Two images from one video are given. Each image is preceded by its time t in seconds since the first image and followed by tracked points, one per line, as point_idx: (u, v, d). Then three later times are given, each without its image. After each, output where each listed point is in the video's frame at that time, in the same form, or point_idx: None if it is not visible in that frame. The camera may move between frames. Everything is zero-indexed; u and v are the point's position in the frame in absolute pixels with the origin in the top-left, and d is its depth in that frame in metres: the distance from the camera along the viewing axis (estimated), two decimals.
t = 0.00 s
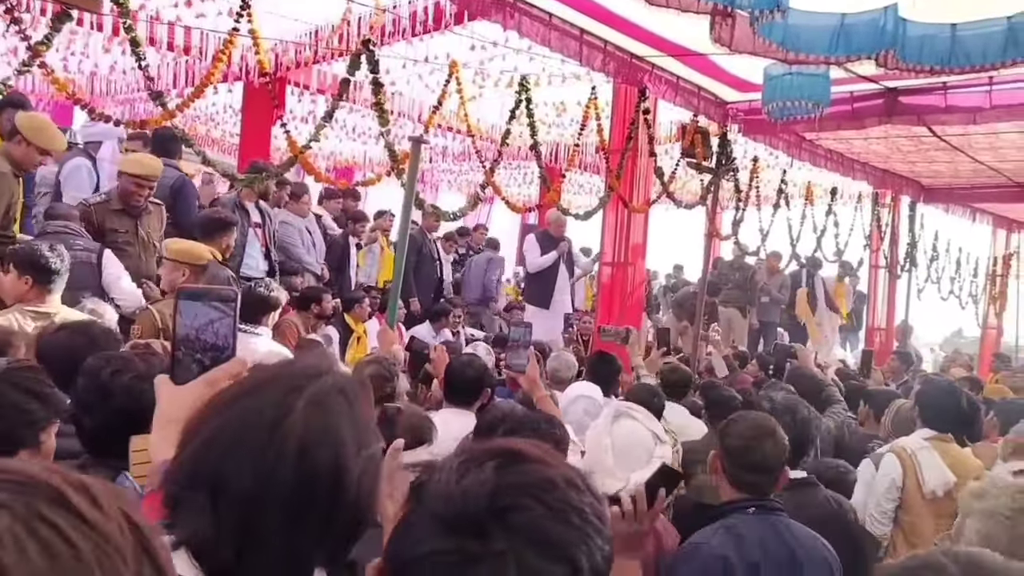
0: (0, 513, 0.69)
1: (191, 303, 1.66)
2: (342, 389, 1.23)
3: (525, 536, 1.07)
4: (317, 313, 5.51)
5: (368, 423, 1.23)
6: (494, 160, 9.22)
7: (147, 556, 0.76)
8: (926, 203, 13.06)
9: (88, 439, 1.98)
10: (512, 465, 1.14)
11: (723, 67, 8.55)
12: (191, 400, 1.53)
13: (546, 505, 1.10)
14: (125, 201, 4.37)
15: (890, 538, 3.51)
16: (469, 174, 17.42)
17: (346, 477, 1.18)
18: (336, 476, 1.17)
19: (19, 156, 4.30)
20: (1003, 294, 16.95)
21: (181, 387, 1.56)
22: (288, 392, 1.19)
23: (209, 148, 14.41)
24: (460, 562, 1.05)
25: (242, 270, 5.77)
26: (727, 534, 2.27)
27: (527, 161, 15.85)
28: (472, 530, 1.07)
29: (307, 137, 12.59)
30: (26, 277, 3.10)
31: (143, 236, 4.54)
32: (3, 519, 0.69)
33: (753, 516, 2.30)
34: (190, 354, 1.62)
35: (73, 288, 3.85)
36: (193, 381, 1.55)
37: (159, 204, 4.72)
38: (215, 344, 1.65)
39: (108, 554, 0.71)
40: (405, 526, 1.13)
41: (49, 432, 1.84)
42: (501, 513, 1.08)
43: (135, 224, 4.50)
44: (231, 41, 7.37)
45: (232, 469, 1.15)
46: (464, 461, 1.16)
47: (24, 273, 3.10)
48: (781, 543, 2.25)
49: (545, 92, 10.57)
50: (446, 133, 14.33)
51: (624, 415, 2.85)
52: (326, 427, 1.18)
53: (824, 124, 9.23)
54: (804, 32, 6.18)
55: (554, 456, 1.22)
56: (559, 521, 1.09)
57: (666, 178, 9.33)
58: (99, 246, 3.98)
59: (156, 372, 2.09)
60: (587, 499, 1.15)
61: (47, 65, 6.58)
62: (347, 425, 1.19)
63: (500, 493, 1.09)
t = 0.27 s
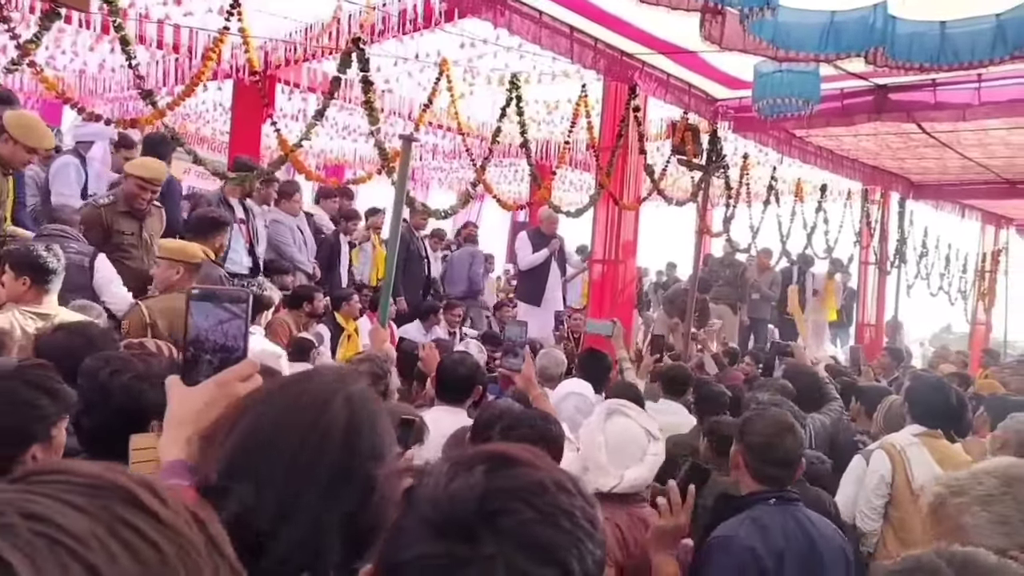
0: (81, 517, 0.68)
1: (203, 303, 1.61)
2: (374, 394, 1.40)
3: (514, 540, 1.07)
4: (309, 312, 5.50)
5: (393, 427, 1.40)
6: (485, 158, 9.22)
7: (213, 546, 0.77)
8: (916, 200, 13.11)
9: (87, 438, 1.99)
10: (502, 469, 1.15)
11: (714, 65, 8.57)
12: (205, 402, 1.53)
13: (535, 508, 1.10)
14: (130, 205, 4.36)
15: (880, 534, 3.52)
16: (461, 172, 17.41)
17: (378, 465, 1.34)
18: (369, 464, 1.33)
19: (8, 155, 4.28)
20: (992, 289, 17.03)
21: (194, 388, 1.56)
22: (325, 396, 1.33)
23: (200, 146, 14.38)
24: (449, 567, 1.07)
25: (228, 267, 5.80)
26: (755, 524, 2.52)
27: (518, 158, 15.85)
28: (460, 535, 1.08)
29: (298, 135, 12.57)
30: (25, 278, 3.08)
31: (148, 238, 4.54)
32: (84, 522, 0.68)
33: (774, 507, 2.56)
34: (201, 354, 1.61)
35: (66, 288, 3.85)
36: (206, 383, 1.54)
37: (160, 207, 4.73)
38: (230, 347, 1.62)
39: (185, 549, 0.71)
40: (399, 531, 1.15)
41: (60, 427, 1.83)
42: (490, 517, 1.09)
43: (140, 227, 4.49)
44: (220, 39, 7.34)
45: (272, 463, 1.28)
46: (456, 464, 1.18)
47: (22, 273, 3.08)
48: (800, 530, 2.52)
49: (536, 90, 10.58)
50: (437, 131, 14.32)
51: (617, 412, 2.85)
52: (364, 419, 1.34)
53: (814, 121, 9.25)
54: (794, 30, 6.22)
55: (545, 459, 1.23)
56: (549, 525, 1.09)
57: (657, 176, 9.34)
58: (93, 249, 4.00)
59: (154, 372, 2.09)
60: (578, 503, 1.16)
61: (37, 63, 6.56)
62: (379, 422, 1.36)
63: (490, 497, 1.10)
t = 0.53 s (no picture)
0: (87, 510, 0.67)
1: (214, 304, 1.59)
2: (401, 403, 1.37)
3: (542, 543, 1.13)
4: (308, 310, 5.46)
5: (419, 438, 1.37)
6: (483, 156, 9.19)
7: (221, 539, 0.75)
8: (914, 197, 13.10)
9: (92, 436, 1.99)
10: (530, 471, 1.21)
11: (713, 62, 8.55)
12: (218, 404, 1.52)
13: (563, 511, 1.16)
14: (133, 204, 4.36)
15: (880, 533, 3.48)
16: (458, 170, 17.39)
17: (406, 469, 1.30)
18: (397, 468, 1.29)
19: (5, 153, 4.25)
20: (990, 287, 17.04)
21: (207, 388, 1.55)
22: (353, 398, 1.29)
23: (197, 144, 14.34)
24: (478, 567, 1.12)
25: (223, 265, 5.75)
26: (778, 497, 2.65)
27: (516, 156, 15.82)
28: (488, 536, 1.14)
29: (296, 133, 12.54)
30: (27, 276, 3.07)
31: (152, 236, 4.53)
32: (91, 516, 0.67)
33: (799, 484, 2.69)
34: (212, 355, 1.59)
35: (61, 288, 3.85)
36: (221, 384, 1.54)
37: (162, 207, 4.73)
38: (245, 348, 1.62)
39: (195, 542, 0.70)
40: (423, 530, 1.20)
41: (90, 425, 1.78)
42: (517, 519, 1.14)
43: (144, 226, 4.48)
44: (218, 36, 7.32)
45: (301, 462, 1.23)
46: (482, 465, 1.23)
47: (24, 271, 3.07)
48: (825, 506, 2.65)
49: (534, 88, 10.56)
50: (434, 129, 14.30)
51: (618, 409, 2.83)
52: (395, 421, 1.31)
53: (814, 119, 9.23)
54: (794, 27, 6.21)
55: (569, 458, 1.30)
56: (579, 530, 1.15)
57: (655, 173, 9.32)
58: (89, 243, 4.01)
59: (159, 369, 2.08)
60: (606, 506, 1.22)
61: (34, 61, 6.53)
62: (407, 429, 1.33)
63: (517, 498, 1.16)
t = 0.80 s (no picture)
0: (88, 513, 0.68)
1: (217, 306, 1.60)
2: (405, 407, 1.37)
3: (558, 550, 1.15)
4: (308, 311, 5.46)
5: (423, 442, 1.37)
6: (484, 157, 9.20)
7: (219, 540, 0.77)
8: (914, 197, 13.11)
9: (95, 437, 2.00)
10: (546, 477, 1.23)
11: (713, 63, 8.57)
12: (217, 408, 1.54)
13: (580, 519, 1.19)
14: (135, 208, 4.38)
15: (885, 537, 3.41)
16: (459, 170, 17.40)
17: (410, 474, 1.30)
18: (401, 473, 1.28)
19: (6, 154, 4.26)
20: (990, 286, 17.05)
21: (207, 392, 1.56)
22: (357, 402, 1.29)
23: (197, 145, 14.36)
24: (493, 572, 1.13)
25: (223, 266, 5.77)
26: (784, 487, 2.73)
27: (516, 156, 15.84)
28: (505, 541, 1.15)
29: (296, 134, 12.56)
30: (30, 277, 3.08)
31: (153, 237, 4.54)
32: (91, 518, 0.68)
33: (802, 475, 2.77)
34: (214, 359, 1.60)
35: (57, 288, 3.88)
36: (221, 388, 1.54)
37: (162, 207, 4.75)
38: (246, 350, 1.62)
39: (193, 544, 0.71)
40: (439, 535, 1.22)
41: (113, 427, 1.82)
42: (534, 525, 1.16)
43: (145, 227, 4.50)
44: (219, 38, 7.33)
45: (304, 468, 1.23)
46: (498, 471, 1.25)
47: (28, 272, 3.08)
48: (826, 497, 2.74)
49: (535, 89, 10.58)
50: (435, 129, 14.31)
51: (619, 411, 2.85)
52: (399, 426, 1.31)
53: (814, 118, 9.24)
54: (794, 28, 6.22)
55: (583, 465, 1.31)
56: (596, 537, 1.18)
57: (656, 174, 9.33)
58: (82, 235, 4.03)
59: (161, 371, 2.11)
60: (621, 513, 1.24)
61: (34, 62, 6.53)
62: (411, 434, 1.33)
63: (534, 505, 1.18)
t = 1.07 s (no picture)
0: (106, 516, 0.69)
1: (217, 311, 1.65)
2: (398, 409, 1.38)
3: (550, 547, 1.15)
4: (309, 312, 5.46)
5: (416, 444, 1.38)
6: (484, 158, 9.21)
7: (231, 544, 0.78)
8: (914, 197, 13.12)
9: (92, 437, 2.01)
10: (538, 476, 1.24)
11: (712, 64, 8.58)
12: (216, 409, 1.53)
13: (571, 516, 1.19)
14: (132, 208, 4.39)
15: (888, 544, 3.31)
16: (459, 171, 17.42)
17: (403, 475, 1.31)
18: (394, 475, 1.29)
19: (6, 156, 4.27)
20: (990, 286, 17.05)
21: (205, 393, 1.56)
22: (352, 403, 1.30)
23: (197, 146, 14.38)
24: (486, 570, 1.14)
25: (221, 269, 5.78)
26: (753, 481, 2.84)
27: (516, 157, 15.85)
28: (498, 538, 1.16)
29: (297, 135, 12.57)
30: (21, 277, 3.09)
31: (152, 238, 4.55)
32: (111, 521, 0.69)
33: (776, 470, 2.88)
34: (214, 360, 1.60)
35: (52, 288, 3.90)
36: (219, 388, 1.55)
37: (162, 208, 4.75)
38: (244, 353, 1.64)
39: (208, 548, 0.72)
40: (435, 533, 1.23)
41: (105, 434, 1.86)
42: (527, 522, 1.17)
43: (145, 228, 4.50)
44: (219, 40, 7.34)
45: (299, 469, 1.24)
46: (492, 470, 1.27)
47: (20, 272, 3.09)
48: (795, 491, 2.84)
49: (535, 90, 10.60)
50: (435, 131, 14.32)
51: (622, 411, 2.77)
52: (392, 428, 1.31)
53: (813, 119, 9.25)
54: (793, 29, 6.24)
55: (577, 464, 1.33)
56: (588, 534, 1.18)
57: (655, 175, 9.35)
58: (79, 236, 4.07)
59: (158, 371, 2.12)
60: (612, 511, 1.25)
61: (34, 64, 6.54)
62: (404, 435, 1.34)
63: (526, 503, 1.19)
